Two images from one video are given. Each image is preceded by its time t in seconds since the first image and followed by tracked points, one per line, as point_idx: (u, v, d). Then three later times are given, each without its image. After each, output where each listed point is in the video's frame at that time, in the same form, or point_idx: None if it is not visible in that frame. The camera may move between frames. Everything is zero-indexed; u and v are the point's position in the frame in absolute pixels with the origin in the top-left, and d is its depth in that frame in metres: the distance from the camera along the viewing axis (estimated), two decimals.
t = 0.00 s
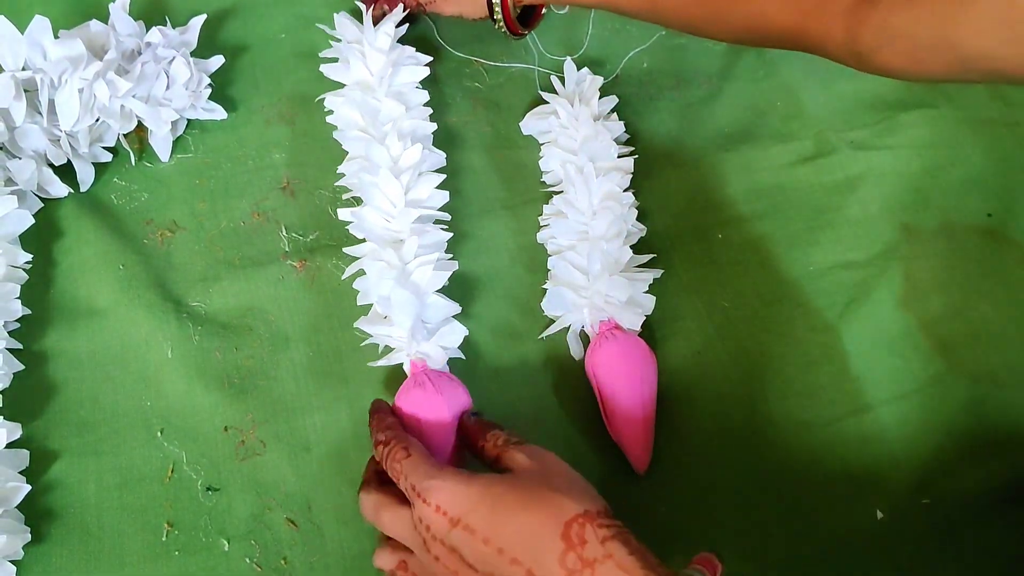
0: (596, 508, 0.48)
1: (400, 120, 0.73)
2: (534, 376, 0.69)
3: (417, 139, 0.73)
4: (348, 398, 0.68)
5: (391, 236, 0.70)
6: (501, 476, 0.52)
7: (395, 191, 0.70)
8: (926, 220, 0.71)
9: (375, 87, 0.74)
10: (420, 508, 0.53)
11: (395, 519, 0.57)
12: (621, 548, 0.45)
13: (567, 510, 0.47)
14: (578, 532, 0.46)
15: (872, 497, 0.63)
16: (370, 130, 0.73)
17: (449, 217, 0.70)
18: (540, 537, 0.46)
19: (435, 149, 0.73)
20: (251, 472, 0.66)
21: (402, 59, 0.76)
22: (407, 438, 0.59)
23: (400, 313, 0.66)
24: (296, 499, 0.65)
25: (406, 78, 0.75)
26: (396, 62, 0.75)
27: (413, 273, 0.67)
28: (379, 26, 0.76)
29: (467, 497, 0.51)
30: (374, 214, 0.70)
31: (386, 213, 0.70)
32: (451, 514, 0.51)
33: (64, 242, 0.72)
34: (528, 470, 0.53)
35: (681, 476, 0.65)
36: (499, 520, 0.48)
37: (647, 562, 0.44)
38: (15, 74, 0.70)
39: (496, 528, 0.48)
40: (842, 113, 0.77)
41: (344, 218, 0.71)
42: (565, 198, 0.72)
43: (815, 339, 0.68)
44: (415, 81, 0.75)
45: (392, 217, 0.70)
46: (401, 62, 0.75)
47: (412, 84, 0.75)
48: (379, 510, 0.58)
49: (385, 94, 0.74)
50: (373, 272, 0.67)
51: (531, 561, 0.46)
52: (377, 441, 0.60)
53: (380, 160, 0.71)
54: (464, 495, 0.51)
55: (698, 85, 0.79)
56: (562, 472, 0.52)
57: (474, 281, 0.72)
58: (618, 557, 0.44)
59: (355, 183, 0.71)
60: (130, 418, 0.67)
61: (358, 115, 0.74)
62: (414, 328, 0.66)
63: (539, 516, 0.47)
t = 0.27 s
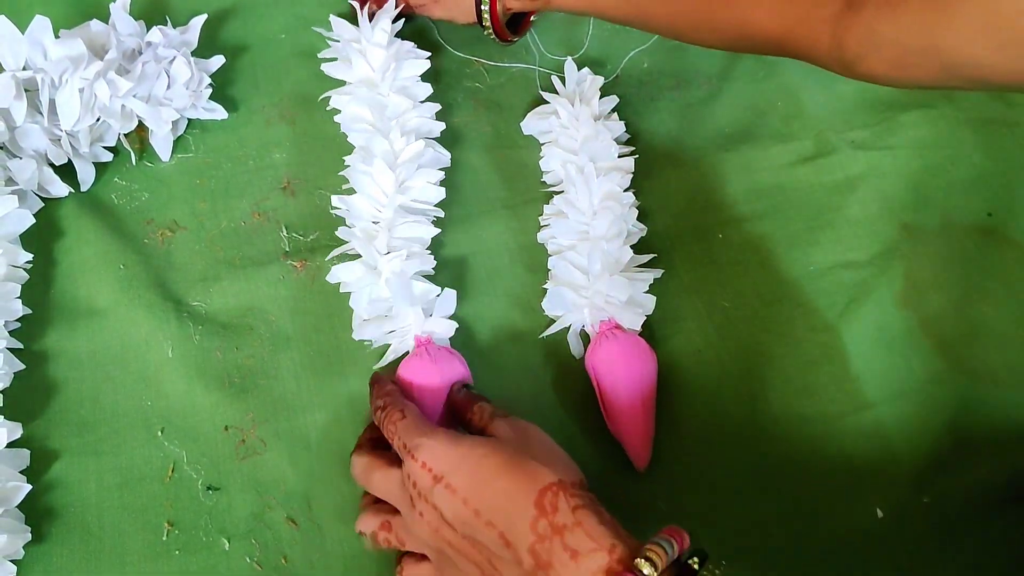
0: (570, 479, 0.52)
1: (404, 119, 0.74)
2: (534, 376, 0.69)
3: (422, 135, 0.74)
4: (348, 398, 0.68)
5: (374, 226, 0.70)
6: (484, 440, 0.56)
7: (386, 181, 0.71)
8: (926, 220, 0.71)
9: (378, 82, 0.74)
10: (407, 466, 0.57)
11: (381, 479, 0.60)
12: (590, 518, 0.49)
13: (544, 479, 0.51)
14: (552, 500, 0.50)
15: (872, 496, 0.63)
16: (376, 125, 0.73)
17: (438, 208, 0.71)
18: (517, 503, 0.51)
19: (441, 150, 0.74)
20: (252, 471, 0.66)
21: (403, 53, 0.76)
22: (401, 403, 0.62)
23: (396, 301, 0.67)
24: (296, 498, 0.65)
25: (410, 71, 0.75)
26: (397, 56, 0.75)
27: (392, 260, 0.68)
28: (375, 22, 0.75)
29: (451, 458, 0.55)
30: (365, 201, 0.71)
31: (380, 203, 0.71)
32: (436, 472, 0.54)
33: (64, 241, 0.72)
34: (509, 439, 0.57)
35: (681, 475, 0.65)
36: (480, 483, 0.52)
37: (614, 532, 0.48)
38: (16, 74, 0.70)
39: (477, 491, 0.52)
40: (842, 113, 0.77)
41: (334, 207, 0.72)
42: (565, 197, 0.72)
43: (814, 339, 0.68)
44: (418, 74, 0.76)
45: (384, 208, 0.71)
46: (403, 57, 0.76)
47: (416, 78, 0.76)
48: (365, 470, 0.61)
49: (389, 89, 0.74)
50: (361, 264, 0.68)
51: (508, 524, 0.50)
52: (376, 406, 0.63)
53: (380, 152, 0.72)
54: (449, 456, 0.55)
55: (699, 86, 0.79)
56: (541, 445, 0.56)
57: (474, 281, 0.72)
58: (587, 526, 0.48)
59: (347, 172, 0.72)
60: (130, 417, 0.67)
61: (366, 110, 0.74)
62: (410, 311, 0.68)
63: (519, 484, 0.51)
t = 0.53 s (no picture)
0: (571, 482, 0.52)
1: (404, 119, 0.73)
2: (535, 377, 0.69)
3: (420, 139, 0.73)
4: (348, 398, 0.68)
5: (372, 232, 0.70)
6: (481, 446, 0.55)
7: (388, 187, 0.70)
8: (927, 221, 0.71)
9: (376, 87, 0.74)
10: (405, 476, 0.57)
11: (378, 493, 0.59)
12: (595, 520, 0.48)
13: (545, 482, 0.51)
14: (554, 503, 0.49)
15: (872, 497, 0.63)
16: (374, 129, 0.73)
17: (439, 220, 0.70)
18: (517, 507, 0.50)
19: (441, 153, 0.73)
20: (252, 472, 0.66)
21: (404, 59, 0.76)
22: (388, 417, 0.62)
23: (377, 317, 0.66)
24: (297, 499, 0.65)
25: (409, 77, 0.75)
26: (397, 62, 0.75)
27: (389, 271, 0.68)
28: (377, 24, 0.76)
29: (448, 464, 0.54)
30: (366, 207, 0.70)
31: (380, 209, 0.70)
32: (432, 480, 0.54)
33: (64, 241, 0.72)
34: (506, 442, 0.56)
35: (681, 476, 0.65)
36: (479, 488, 0.52)
37: (619, 534, 0.47)
38: (17, 74, 0.70)
39: (476, 497, 0.52)
40: (845, 114, 0.77)
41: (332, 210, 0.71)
42: (566, 197, 0.72)
43: (815, 340, 0.68)
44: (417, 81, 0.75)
45: (384, 213, 0.70)
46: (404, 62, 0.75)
47: (414, 85, 0.75)
48: (363, 486, 0.61)
49: (387, 94, 0.74)
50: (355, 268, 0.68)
51: (509, 529, 0.50)
52: (366, 422, 0.63)
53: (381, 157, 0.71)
54: (446, 462, 0.54)
55: (701, 85, 0.79)
56: (541, 448, 0.56)
57: (474, 282, 0.72)
58: (592, 529, 0.47)
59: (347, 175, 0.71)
60: (131, 418, 0.67)
61: (364, 115, 0.73)
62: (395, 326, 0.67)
63: (518, 488, 0.51)
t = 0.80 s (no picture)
0: (576, 486, 0.53)
1: (402, 123, 0.73)
2: (535, 378, 0.69)
3: (418, 147, 0.74)
4: (349, 399, 0.68)
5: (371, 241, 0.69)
6: (483, 453, 0.56)
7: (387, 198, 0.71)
8: (929, 223, 0.71)
9: (375, 94, 0.73)
10: (406, 488, 0.56)
11: (376, 506, 0.59)
12: (603, 525, 0.50)
13: (550, 488, 0.52)
14: (561, 510, 0.51)
15: (874, 498, 0.63)
16: (371, 135, 0.73)
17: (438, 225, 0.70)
18: (525, 515, 0.52)
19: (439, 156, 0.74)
20: (253, 472, 0.66)
21: (405, 65, 0.75)
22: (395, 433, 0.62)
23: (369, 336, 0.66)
24: (297, 499, 0.66)
25: (408, 86, 0.74)
26: (399, 69, 0.74)
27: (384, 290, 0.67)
28: (379, 27, 0.74)
29: (452, 474, 0.55)
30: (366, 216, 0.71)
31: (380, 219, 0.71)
32: (435, 489, 0.55)
33: (65, 241, 0.72)
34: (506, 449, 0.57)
35: (682, 478, 0.65)
36: (485, 498, 0.53)
37: (627, 537, 0.50)
38: (18, 74, 0.70)
39: (482, 507, 0.53)
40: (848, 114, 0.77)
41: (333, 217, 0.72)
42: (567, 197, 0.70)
43: (816, 342, 0.68)
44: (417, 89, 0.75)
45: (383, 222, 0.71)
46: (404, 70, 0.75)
47: (414, 92, 0.75)
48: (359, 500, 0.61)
49: (387, 101, 0.74)
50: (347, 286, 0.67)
51: (517, 537, 0.51)
52: (369, 436, 0.62)
53: (380, 166, 0.73)
54: (449, 472, 0.55)
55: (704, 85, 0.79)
56: (541, 453, 0.57)
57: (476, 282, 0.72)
58: (601, 533, 0.50)
59: (346, 182, 0.73)
60: (132, 417, 0.68)
61: (360, 121, 0.73)
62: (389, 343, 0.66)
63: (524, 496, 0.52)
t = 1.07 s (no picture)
0: (559, 478, 0.53)
1: (403, 120, 0.73)
2: (536, 377, 0.69)
3: (419, 144, 0.73)
4: (350, 398, 0.68)
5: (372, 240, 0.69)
6: (470, 440, 0.56)
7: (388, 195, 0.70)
8: (929, 221, 0.71)
9: (375, 92, 0.73)
10: (395, 471, 0.57)
11: (366, 488, 0.60)
12: (580, 518, 0.50)
13: (532, 479, 0.53)
14: (540, 501, 0.51)
15: (874, 497, 0.63)
16: (372, 132, 0.73)
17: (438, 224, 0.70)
18: (505, 506, 0.52)
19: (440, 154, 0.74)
20: (253, 471, 0.66)
21: (405, 64, 0.75)
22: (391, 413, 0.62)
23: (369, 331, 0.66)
24: (298, 498, 0.65)
25: (408, 84, 0.74)
26: (398, 67, 0.74)
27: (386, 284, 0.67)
28: (378, 27, 0.75)
29: (439, 460, 0.55)
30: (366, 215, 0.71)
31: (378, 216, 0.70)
32: (422, 474, 0.55)
33: (65, 240, 0.72)
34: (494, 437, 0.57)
35: (682, 477, 0.65)
36: (468, 486, 0.54)
37: (603, 532, 0.50)
38: (18, 73, 0.70)
39: (465, 495, 0.54)
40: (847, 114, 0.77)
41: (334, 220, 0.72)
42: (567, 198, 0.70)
43: (816, 341, 0.68)
44: (417, 87, 0.74)
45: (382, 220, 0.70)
46: (404, 67, 0.74)
47: (414, 91, 0.75)
48: (350, 481, 0.61)
49: (387, 99, 0.73)
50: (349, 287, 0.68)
51: (497, 526, 0.52)
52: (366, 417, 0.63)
53: (380, 164, 0.72)
54: (437, 458, 0.55)
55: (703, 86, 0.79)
56: (528, 442, 0.57)
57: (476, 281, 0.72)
58: (576, 526, 0.50)
59: (347, 182, 0.72)
60: (133, 417, 0.68)
61: (360, 119, 0.73)
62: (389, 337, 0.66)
63: (506, 486, 0.53)
